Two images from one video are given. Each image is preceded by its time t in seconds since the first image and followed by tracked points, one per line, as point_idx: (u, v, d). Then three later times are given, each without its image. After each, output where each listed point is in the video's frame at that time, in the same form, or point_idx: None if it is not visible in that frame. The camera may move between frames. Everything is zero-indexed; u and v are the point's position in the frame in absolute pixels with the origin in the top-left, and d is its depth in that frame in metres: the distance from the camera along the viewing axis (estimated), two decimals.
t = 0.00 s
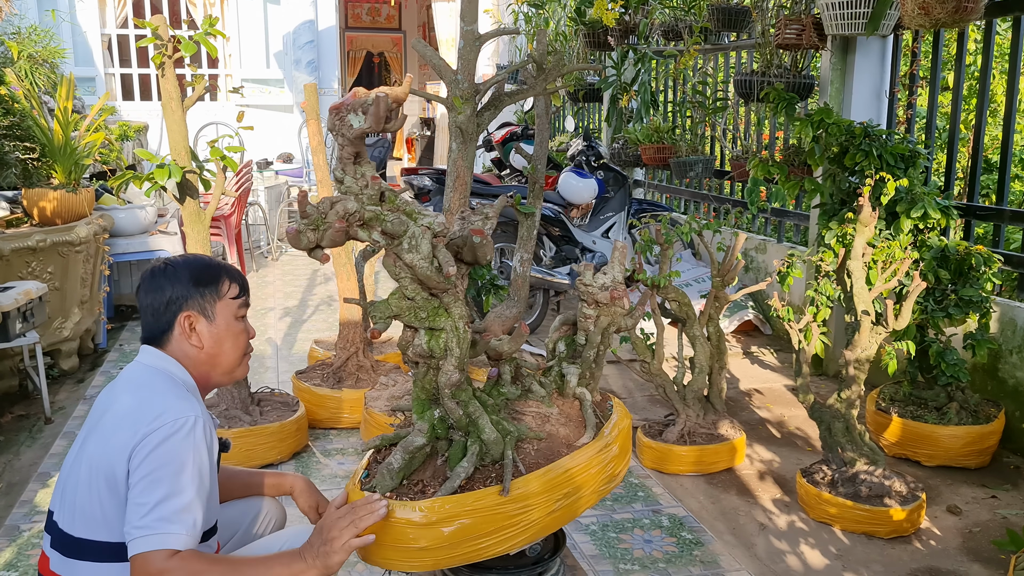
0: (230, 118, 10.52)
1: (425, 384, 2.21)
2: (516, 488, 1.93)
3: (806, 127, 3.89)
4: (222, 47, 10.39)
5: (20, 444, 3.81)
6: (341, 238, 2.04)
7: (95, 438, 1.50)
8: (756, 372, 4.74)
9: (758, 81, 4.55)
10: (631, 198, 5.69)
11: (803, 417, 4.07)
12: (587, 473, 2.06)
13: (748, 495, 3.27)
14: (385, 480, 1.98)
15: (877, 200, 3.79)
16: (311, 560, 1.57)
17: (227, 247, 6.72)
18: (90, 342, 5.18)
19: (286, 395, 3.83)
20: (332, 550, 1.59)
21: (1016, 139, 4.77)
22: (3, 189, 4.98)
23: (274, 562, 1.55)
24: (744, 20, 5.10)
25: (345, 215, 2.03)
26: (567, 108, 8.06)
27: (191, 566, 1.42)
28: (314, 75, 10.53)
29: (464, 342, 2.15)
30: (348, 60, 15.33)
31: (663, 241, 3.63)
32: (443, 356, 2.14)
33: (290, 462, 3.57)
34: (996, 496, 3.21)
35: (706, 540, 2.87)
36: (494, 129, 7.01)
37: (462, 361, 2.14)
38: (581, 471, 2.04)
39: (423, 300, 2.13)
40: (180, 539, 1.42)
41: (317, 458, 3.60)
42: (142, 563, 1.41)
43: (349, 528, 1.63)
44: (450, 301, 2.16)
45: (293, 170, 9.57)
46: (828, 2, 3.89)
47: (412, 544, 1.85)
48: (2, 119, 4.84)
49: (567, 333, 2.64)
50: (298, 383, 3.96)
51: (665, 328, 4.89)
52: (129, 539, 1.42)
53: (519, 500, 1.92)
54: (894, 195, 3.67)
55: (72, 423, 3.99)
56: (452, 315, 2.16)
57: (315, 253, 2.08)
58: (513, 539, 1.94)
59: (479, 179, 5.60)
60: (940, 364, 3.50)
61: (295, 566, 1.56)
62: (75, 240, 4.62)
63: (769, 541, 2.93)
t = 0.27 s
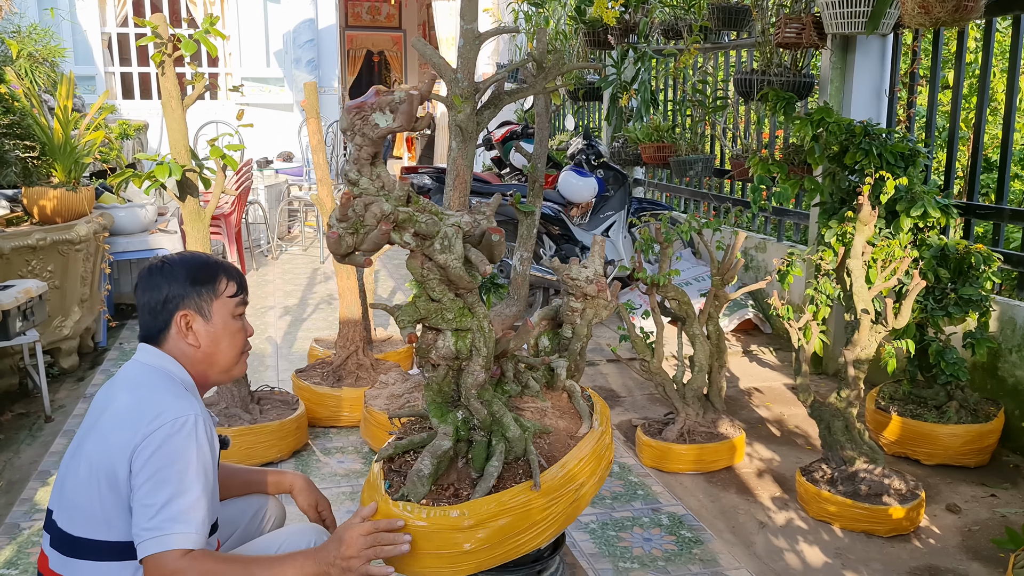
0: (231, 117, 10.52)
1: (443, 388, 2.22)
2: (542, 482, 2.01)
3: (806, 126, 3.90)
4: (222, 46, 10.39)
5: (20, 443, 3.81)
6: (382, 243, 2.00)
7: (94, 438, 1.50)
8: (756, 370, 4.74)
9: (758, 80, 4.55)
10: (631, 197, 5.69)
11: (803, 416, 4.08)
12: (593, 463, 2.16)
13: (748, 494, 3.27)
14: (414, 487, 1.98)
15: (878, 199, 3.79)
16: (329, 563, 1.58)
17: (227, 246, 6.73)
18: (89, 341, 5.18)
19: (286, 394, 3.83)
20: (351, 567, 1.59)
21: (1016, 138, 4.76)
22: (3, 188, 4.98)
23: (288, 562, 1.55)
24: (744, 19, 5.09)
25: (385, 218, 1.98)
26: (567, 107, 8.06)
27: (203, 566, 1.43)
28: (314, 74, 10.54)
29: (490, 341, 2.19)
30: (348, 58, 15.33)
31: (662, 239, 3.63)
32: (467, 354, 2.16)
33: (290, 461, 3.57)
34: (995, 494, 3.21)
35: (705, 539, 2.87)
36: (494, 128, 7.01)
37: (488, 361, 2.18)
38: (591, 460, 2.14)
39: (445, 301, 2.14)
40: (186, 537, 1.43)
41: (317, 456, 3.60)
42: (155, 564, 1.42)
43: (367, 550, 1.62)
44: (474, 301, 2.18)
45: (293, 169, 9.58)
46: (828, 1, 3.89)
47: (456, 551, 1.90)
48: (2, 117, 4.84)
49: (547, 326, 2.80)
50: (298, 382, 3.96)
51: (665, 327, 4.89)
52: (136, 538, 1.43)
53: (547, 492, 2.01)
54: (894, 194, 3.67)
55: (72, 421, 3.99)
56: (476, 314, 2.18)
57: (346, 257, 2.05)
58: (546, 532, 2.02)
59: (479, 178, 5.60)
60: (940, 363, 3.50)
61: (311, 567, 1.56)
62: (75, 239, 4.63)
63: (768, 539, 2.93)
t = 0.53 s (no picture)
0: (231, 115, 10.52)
1: (465, 388, 2.28)
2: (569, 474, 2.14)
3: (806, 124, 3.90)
4: (222, 44, 10.38)
5: (20, 440, 3.81)
6: (438, 242, 1.98)
7: (93, 435, 1.49)
8: (756, 368, 4.74)
9: (758, 78, 4.55)
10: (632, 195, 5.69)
11: (803, 414, 4.08)
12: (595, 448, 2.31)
13: (748, 492, 3.27)
14: (449, 489, 2.05)
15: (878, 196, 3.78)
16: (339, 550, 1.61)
17: (227, 244, 6.73)
18: (90, 339, 5.18)
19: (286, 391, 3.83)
20: (364, 572, 1.65)
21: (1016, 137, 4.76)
22: (3, 186, 4.98)
23: (301, 555, 1.58)
24: (745, 17, 5.09)
25: (434, 218, 1.97)
26: (567, 105, 8.06)
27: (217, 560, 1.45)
28: (314, 72, 10.56)
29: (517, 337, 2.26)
30: (348, 57, 15.34)
31: (663, 237, 3.63)
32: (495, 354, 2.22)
33: (291, 458, 3.57)
34: (995, 492, 3.22)
35: (706, 536, 2.87)
36: (495, 126, 7.00)
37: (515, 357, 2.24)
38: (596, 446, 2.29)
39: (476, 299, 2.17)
40: (195, 531, 1.45)
41: (317, 454, 3.60)
42: (175, 559, 1.44)
43: (385, 563, 1.67)
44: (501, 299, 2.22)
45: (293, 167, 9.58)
46: None
47: (499, 549, 2.00)
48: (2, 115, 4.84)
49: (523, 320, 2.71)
50: (298, 380, 3.96)
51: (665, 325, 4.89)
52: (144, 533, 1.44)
53: (575, 483, 2.14)
54: (894, 191, 3.66)
55: (72, 419, 3.99)
56: (504, 313, 2.23)
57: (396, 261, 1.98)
58: (571, 521, 2.16)
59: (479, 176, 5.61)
60: (940, 361, 3.50)
61: (319, 554, 1.59)
62: (75, 237, 4.63)
63: (769, 537, 2.93)
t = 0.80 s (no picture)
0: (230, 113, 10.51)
1: (489, 386, 2.33)
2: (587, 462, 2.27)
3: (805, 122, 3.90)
4: (222, 42, 10.37)
5: (20, 438, 3.82)
6: (499, 238, 2.08)
7: (94, 432, 1.49)
8: (755, 366, 4.74)
9: (757, 76, 4.55)
10: (631, 193, 5.70)
11: (802, 411, 4.08)
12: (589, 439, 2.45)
13: (748, 489, 3.28)
14: (494, 487, 2.09)
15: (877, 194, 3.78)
16: (333, 529, 1.63)
17: (227, 242, 6.73)
18: (89, 337, 5.18)
19: (286, 389, 3.83)
20: (350, 526, 1.63)
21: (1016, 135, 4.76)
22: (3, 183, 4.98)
23: (296, 535, 1.60)
24: (744, 15, 5.09)
25: (492, 215, 2.07)
26: (567, 103, 8.06)
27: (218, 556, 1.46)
28: (314, 70, 10.57)
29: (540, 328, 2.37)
30: (348, 55, 15.33)
31: (662, 235, 3.63)
32: (527, 349, 2.29)
33: (290, 456, 3.57)
34: (994, 489, 3.22)
35: (705, 533, 2.88)
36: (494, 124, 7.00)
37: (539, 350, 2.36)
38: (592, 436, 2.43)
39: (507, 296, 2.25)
40: (197, 529, 1.45)
41: (317, 451, 3.61)
42: (168, 558, 1.44)
43: (365, 504, 1.66)
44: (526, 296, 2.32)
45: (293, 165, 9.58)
46: None
47: (552, 540, 2.10)
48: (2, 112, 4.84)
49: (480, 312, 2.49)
50: (298, 377, 3.96)
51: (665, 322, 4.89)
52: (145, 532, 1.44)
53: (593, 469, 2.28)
54: (894, 189, 3.66)
55: (72, 417, 3.99)
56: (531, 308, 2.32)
57: (458, 259, 2.05)
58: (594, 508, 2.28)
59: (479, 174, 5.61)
60: (939, 358, 3.50)
61: (314, 535, 1.62)
62: (75, 234, 4.63)
63: (768, 534, 2.93)
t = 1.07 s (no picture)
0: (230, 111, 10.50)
1: (513, 382, 2.34)
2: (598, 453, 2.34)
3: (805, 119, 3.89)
4: (221, 41, 10.36)
5: (19, 435, 3.81)
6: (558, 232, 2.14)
7: (92, 428, 1.49)
8: (755, 364, 4.74)
9: (757, 73, 4.55)
10: (631, 191, 5.70)
11: (802, 409, 4.08)
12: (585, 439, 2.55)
13: (747, 486, 3.28)
14: (533, 480, 2.10)
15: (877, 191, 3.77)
16: (336, 482, 1.71)
17: (226, 240, 6.72)
18: (88, 335, 5.18)
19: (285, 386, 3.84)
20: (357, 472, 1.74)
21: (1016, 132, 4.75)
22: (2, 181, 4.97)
23: (306, 497, 1.67)
24: (744, 12, 5.08)
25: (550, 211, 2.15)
26: (566, 101, 8.05)
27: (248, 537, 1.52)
28: (314, 68, 10.58)
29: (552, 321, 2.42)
30: (348, 53, 15.31)
31: (662, 233, 3.63)
32: (554, 340, 2.34)
33: (290, 453, 3.57)
34: (993, 486, 3.22)
35: (705, 530, 2.88)
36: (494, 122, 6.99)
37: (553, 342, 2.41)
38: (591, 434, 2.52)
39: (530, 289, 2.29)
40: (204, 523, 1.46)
41: (316, 449, 3.61)
42: (202, 548, 1.46)
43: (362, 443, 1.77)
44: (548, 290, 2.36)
45: (292, 163, 9.57)
46: None
47: (593, 528, 2.12)
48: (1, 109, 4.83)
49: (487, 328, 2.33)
50: (297, 375, 3.96)
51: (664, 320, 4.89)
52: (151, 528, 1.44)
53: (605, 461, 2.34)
54: (893, 186, 3.65)
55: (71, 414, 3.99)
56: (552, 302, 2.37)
57: (519, 256, 2.11)
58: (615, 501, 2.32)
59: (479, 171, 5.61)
60: (938, 355, 3.50)
61: (322, 494, 1.69)
62: (74, 232, 4.62)
63: (768, 531, 2.93)
